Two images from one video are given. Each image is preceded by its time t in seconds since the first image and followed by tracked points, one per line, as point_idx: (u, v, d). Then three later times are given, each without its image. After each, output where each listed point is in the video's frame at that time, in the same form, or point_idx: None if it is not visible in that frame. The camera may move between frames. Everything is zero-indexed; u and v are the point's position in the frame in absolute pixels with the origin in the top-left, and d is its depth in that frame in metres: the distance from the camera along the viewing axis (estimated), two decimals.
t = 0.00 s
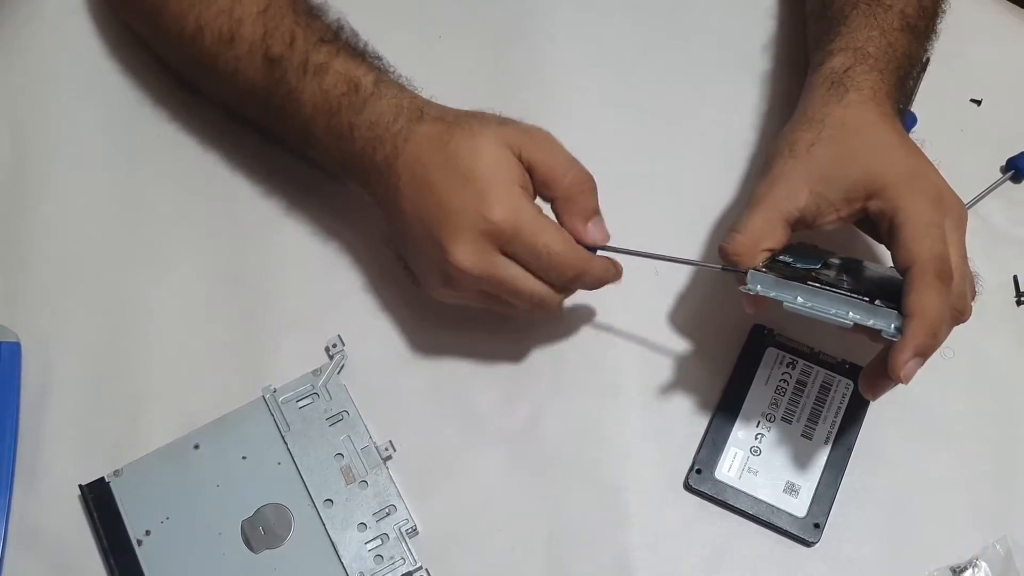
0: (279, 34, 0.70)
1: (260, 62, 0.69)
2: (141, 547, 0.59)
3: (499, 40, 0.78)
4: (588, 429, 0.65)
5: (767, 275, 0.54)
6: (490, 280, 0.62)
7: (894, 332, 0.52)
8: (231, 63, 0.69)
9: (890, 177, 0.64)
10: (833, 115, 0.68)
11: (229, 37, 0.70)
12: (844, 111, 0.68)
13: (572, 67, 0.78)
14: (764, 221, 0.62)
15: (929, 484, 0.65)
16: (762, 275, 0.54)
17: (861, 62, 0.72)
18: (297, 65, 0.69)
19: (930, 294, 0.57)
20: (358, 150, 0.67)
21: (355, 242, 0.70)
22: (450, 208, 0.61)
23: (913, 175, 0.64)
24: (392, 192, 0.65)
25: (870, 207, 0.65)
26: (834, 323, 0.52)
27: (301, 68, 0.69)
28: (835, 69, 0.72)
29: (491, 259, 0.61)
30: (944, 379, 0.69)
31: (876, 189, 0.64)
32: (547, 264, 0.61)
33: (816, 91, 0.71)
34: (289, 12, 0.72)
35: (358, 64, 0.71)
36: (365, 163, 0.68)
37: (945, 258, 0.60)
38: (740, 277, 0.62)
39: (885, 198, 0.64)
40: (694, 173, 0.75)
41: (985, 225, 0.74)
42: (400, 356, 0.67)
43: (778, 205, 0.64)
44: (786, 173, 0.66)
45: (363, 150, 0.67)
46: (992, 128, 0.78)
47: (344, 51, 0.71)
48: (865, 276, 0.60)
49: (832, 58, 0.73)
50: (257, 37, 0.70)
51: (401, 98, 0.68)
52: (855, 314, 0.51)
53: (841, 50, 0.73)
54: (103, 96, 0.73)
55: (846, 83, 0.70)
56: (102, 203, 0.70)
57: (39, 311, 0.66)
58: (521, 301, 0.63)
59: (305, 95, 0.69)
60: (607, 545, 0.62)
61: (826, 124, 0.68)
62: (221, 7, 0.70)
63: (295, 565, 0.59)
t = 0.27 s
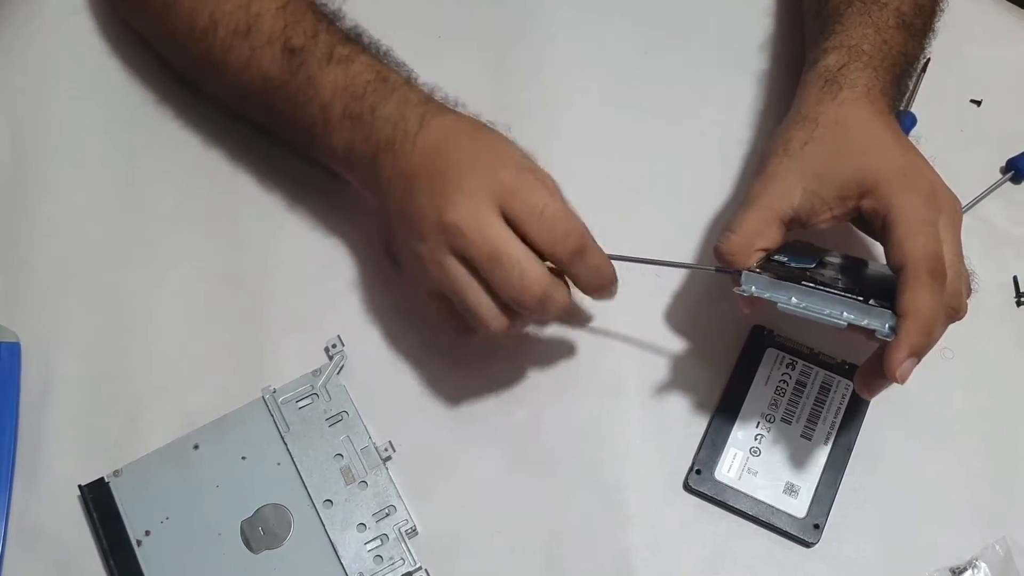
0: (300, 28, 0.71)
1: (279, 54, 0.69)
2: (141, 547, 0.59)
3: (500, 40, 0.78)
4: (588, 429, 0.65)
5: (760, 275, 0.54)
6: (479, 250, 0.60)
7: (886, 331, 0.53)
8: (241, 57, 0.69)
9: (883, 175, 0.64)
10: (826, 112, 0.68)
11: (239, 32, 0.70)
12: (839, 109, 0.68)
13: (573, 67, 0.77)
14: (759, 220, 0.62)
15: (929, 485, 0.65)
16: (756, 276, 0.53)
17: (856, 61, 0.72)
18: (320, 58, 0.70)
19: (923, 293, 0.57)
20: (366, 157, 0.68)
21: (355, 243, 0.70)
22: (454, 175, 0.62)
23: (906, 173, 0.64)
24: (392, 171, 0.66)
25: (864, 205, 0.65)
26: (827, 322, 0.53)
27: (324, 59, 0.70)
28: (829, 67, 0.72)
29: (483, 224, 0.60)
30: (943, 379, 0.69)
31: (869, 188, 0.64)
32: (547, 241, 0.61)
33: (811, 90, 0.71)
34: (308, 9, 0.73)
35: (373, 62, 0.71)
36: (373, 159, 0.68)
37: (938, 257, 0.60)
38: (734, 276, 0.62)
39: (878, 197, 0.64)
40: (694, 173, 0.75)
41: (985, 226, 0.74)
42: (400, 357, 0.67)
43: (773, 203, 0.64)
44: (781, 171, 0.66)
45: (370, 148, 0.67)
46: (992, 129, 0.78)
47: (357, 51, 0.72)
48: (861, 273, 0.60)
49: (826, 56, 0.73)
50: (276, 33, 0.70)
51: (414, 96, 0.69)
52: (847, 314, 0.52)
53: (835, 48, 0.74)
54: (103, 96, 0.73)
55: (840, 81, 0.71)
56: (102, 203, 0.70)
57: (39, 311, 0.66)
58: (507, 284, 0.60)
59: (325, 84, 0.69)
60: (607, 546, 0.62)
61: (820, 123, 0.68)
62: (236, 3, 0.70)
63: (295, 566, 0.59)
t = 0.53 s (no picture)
0: (295, 33, 0.71)
1: (274, 58, 0.70)
2: (141, 547, 0.59)
3: (500, 40, 0.78)
4: (589, 429, 0.65)
5: (756, 279, 0.54)
6: (486, 252, 0.61)
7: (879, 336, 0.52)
8: (239, 63, 0.70)
9: (881, 178, 0.64)
10: (824, 115, 0.69)
11: (235, 36, 0.70)
12: (837, 111, 0.68)
13: (573, 67, 0.77)
14: (756, 223, 0.62)
15: (929, 485, 0.65)
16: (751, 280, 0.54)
17: (855, 61, 0.72)
18: (315, 63, 0.70)
19: (916, 296, 0.57)
20: (361, 162, 0.68)
21: (355, 243, 0.70)
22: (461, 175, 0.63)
23: (902, 176, 0.64)
24: (393, 169, 0.66)
25: (862, 208, 0.65)
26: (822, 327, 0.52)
27: (318, 65, 0.70)
28: (828, 68, 0.72)
29: (490, 224, 0.61)
30: (944, 379, 0.69)
31: (866, 191, 0.64)
32: (549, 241, 0.61)
33: (809, 91, 0.71)
34: (302, 12, 0.73)
35: (366, 66, 0.71)
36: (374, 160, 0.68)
37: (932, 260, 0.59)
38: (733, 280, 0.62)
39: (875, 199, 0.64)
40: (695, 173, 0.75)
41: (985, 225, 0.74)
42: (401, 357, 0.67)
43: (770, 206, 0.64)
44: (779, 174, 0.66)
45: (365, 154, 0.68)
46: (992, 128, 0.78)
47: (353, 54, 0.72)
48: (861, 274, 0.60)
49: (825, 58, 0.74)
50: (269, 37, 0.70)
51: (409, 101, 0.69)
52: (841, 318, 0.51)
53: (835, 49, 0.74)
54: (103, 95, 0.73)
55: (839, 82, 0.71)
56: (102, 203, 0.70)
57: (39, 311, 0.66)
58: (520, 288, 0.61)
59: (320, 90, 0.69)
60: (607, 545, 0.62)
61: (818, 125, 0.68)
62: (232, 6, 0.70)
63: (295, 566, 0.59)
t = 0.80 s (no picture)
0: (280, 41, 0.72)
1: (256, 66, 0.70)
2: (142, 547, 0.59)
3: (499, 41, 0.78)
4: (588, 430, 0.65)
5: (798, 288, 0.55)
6: (466, 293, 0.62)
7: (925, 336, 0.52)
8: (218, 70, 0.70)
9: (916, 177, 0.64)
10: (854, 111, 0.68)
11: (219, 42, 0.71)
12: (863, 108, 0.68)
13: (573, 66, 0.77)
14: (784, 226, 0.61)
15: (929, 484, 0.65)
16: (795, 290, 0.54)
17: (873, 57, 0.72)
18: (298, 72, 0.71)
19: (968, 296, 0.57)
20: (337, 175, 0.68)
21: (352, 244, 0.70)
22: (453, 213, 0.64)
23: (936, 173, 0.64)
24: (373, 193, 0.66)
25: (897, 207, 0.65)
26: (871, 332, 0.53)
27: (302, 71, 0.71)
28: (847, 65, 0.72)
29: (475, 266, 0.62)
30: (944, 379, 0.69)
31: (900, 190, 0.64)
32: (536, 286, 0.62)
33: (830, 89, 0.71)
34: (289, 21, 0.74)
35: (349, 77, 0.72)
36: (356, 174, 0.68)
37: (979, 257, 0.60)
38: (763, 286, 0.59)
39: (912, 198, 0.64)
40: (695, 173, 0.75)
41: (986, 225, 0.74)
42: (399, 358, 0.67)
43: (804, 206, 0.63)
44: (809, 172, 0.65)
45: (343, 169, 0.68)
46: (993, 128, 0.78)
47: (337, 64, 0.73)
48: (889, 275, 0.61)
49: (842, 54, 0.73)
50: (253, 43, 0.71)
51: (396, 119, 0.70)
52: (890, 322, 0.52)
53: (852, 45, 0.73)
54: (101, 95, 0.73)
55: (860, 78, 0.71)
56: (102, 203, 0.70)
57: (39, 311, 0.66)
58: (497, 335, 0.62)
59: (301, 98, 0.70)
60: (607, 545, 0.62)
61: (845, 122, 0.68)
62: (220, 11, 0.71)
63: (295, 566, 0.59)
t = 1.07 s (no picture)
0: (267, 46, 0.72)
1: (243, 69, 0.70)
2: (142, 547, 0.59)
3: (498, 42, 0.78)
4: (587, 430, 0.65)
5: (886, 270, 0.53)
6: (438, 314, 0.61)
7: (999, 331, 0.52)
8: (202, 72, 0.70)
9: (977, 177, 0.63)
10: (911, 104, 0.67)
11: (205, 44, 0.71)
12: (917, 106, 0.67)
13: (573, 67, 0.77)
14: (842, 190, 0.60)
15: (929, 484, 0.65)
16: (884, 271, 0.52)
17: (915, 58, 0.72)
18: (284, 77, 0.71)
19: None
20: (314, 182, 0.68)
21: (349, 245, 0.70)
22: (434, 232, 0.63)
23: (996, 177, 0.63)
24: (351, 204, 0.66)
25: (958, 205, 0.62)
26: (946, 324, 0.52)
27: (286, 80, 0.71)
28: (894, 60, 0.71)
29: (452, 288, 0.61)
30: (944, 378, 0.69)
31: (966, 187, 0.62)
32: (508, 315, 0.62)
33: (879, 78, 0.70)
34: (278, 28, 0.74)
35: (337, 85, 0.72)
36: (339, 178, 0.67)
37: None
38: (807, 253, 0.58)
39: (977, 194, 0.62)
40: (695, 172, 0.74)
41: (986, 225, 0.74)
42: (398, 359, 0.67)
43: (866, 180, 0.61)
44: (873, 150, 0.63)
45: (325, 177, 0.68)
46: (993, 127, 0.78)
47: (324, 72, 0.73)
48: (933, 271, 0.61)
49: (885, 49, 0.72)
50: (241, 48, 0.71)
51: (382, 130, 0.70)
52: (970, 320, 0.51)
53: (893, 42, 0.73)
54: (101, 96, 0.73)
55: (908, 76, 0.70)
56: (101, 205, 0.70)
57: (39, 312, 0.66)
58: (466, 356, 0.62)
59: (287, 104, 0.70)
60: (606, 545, 0.62)
61: (902, 113, 0.66)
62: (208, 15, 0.72)
63: (294, 566, 0.59)
